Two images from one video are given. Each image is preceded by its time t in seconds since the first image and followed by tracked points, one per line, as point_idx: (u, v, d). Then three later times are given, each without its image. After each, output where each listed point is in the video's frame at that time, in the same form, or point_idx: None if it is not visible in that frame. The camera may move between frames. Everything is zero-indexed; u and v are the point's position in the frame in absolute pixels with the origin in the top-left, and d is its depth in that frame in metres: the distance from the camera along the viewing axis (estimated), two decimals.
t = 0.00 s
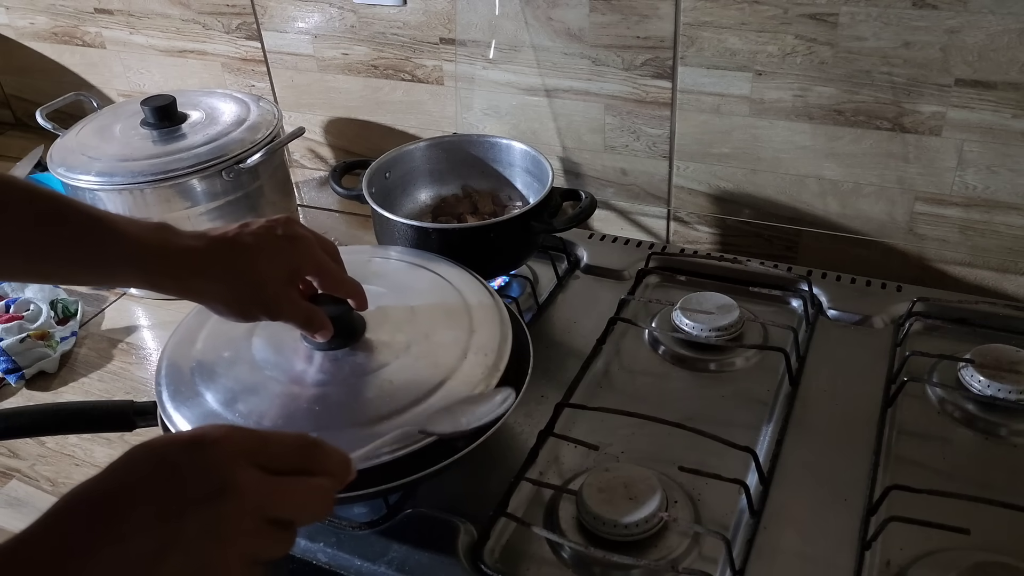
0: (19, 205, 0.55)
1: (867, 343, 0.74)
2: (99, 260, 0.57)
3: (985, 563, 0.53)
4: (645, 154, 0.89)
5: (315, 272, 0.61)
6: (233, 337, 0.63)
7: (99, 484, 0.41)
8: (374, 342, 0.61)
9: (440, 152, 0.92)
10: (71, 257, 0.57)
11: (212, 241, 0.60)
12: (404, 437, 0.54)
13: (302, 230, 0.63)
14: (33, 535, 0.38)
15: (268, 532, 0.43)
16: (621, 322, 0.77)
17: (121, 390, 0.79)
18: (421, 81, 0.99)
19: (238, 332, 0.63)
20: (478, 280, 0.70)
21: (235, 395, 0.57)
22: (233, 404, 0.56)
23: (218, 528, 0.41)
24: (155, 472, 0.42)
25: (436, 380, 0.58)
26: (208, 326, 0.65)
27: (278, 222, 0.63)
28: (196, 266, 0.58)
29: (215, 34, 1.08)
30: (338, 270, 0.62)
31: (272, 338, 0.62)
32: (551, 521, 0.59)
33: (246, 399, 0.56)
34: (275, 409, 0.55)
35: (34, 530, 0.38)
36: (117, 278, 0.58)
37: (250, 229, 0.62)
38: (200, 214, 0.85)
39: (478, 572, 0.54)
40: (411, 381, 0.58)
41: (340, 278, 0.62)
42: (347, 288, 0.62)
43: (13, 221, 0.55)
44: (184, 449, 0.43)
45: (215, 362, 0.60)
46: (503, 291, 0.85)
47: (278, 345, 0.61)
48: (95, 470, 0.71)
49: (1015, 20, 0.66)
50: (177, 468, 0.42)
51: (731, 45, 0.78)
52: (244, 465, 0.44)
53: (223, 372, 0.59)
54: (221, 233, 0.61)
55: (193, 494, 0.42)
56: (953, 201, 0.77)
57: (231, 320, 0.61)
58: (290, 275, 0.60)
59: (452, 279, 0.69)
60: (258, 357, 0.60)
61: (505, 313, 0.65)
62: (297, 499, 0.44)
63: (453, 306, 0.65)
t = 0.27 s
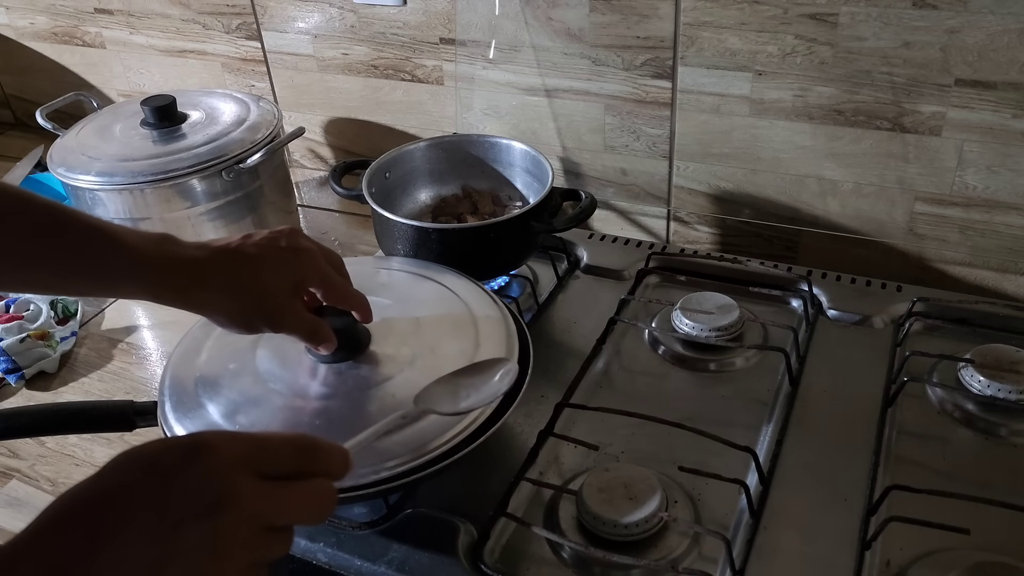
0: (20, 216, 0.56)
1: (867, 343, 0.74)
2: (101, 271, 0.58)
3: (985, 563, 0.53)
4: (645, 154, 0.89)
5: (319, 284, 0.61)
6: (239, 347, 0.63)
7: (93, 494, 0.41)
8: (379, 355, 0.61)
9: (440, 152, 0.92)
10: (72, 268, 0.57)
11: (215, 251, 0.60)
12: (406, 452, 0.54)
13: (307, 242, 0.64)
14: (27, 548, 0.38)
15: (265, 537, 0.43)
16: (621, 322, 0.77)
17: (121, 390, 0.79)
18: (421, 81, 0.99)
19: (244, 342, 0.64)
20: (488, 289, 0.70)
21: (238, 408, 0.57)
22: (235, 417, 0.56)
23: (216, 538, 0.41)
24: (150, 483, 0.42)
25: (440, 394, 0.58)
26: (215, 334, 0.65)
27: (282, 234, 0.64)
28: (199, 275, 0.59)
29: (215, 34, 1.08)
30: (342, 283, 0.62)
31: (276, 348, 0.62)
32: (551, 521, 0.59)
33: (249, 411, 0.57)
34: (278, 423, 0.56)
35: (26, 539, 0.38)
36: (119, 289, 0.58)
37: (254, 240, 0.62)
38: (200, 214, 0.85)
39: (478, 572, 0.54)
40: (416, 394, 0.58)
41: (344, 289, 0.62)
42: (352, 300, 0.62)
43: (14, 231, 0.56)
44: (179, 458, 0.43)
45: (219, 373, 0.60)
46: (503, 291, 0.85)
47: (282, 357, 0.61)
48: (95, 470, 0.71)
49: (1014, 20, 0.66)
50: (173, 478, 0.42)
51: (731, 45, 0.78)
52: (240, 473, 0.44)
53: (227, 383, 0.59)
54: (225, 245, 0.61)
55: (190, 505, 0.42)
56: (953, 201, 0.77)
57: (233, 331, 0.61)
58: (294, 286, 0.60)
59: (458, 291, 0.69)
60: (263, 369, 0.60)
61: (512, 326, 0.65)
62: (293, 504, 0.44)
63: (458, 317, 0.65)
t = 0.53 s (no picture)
0: (27, 230, 0.56)
1: (867, 343, 0.74)
2: (106, 282, 0.58)
3: (985, 563, 0.53)
4: (645, 154, 0.89)
5: (322, 296, 0.62)
6: (241, 355, 0.65)
7: (84, 502, 0.41)
8: (381, 370, 0.62)
9: (440, 152, 0.92)
10: (78, 279, 0.57)
11: (220, 263, 0.61)
12: (404, 461, 0.55)
13: (311, 253, 0.64)
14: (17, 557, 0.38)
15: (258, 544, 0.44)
16: (622, 322, 0.77)
17: (121, 390, 0.79)
18: (421, 81, 0.99)
19: (246, 351, 0.65)
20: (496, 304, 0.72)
21: (237, 414, 0.59)
22: (235, 422, 0.58)
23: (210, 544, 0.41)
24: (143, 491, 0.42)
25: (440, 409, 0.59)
26: (218, 342, 0.67)
27: (287, 245, 0.64)
28: (204, 287, 0.59)
29: (215, 34, 1.08)
30: (346, 295, 0.63)
31: (279, 358, 0.64)
32: (551, 521, 0.59)
33: (248, 417, 0.58)
34: (277, 429, 0.57)
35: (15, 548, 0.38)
36: (123, 301, 0.58)
37: (258, 252, 0.63)
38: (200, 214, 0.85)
39: (478, 572, 0.54)
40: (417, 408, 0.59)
41: (347, 302, 0.63)
42: (355, 312, 0.63)
43: (20, 244, 0.56)
44: (172, 466, 0.43)
45: (221, 380, 0.62)
46: (503, 291, 0.85)
47: (283, 366, 0.63)
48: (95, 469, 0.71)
49: (1015, 20, 0.66)
50: (166, 486, 0.42)
51: (731, 45, 0.78)
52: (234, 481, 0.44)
53: (227, 391, 0.61)
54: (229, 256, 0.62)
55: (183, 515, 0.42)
56: (953, 201, 0.77)
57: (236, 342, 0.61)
58: (297, 298, 0.61)
59: (459, 307, 0.71)
60: (263, 377, 0.62)
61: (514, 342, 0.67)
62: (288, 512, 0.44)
63: (462, 335, 0.67)
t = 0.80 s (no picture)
0: (27, 234, 0.55)
1: (867, 343, 0.74)
2: (111, 288, 0.57)
3: (985, 564, 0.53)
4: (645, 154, 0.89)
5: (327, 299, 0.62)
6: (246, 360, 0.65)
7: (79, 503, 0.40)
8: (385, 371, 0.63)
9: (440, 152, 0.92)
10: (82, 285, 0.56)
11: (225, 268, 0.60)
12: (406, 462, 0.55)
13: (315, 257, 0.64)
14: (7, 559, 0.37)
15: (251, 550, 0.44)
16: (622, 322, 0.77)
17: (121, 390, 0.79)
18: (421, 81, 0.99)
19: (252, 356, 0.66)
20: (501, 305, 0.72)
21: (244, 418, 0.59)
22: (241, 427, 0.58)
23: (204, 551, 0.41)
24: (136, 494, 0.41)
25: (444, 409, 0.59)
26: (223, 347, 0.67)
27: (291, 249, 0.64)
28: (209, 293, 0.58)
29: (216, 34, 1.08)
30: (351, 298, 0.64)
31: (285, 360, 0.64)
32: (551, 520, 0.59)
33: (255, 421, 0.59)
34: (284, 432, 0.57)
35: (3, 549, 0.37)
36: (128, 306, 0.58)
37: (261, 257, 0.62)
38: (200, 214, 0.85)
39: (478, 572, 0.54)
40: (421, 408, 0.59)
41: (352, 305, 0.63)
42: (360, 316, 0.63)
43: (19, 248, 0.54)
44: (168, 470, 0.43)
45: (227, 385, 0.62)
46: (503, 291, 0.85)
47: (289, 370, 0.63)
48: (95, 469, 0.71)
49: (1014, 20, 0.66)
50: (160, 491, 0.42)
51: (731, 45, 0.78)
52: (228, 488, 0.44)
53: (234, 396, 0.61)
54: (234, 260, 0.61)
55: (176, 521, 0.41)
56: (953, 201, 0.77)
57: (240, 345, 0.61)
58: (303, 302, 0.61)
59: (463, 308, 0.71)
60: (269, 381, 0.62)
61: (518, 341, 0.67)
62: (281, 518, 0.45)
63: (466, 336, 0.67)
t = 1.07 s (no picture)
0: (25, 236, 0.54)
1: (867, 343, 0.74)
2: (111, 290, 0.56)
3: (985, 564, 0.53)
4: (645, 154, 0.89)
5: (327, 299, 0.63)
6: (246, 360, 0.65)
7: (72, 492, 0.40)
8: (386, 371, 0.63)
9: (440, 152, 0.92)
10: (82, 288, 0.56)
11: (225, 268, 0.60)
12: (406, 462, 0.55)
13: (313, 256, 0.64)
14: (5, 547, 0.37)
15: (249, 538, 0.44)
16: (622, 322, 0.77)
17: (121, 390, 0.79)
18: (421, 81, 0.99)
19: (251, 355, 0.66)
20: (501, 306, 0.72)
21: (244, 419, 0.59)
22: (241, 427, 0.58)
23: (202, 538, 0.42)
24: (135, 483, 0.42)
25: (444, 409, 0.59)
26: (223, 347, 0.67)
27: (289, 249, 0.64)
28: (210, 293, 0.58)
29: (216, 34, 1.08)
30: (350, 297, 0.64)
31: (285, 360, 0.64)
32: (551, 520, 0.59)
33: (254, 422, 0.59)
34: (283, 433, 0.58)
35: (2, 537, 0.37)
36: (128, 308, 0.57)
37: (260, 257, 0.62)
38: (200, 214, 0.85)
39: (478, 572, 0.54)
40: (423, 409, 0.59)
41: (351, 304, 0.64)
42: (361, 315, 0.64)
43: (18, 250, 0.54)
44: (164, 459, 0.43)
45: (227, 385, 0.63)
46: (503, 291, 0.85)
47: (289, 370, 0.63)
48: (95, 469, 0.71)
49: (1015, 19, 0.66)
50: (157, 479, 0.42)
51: (731, 45, 0.78)
52: (225, 476, 0.44)
53: (234, 396, 0.61)
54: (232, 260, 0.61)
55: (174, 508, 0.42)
56: (953, 201, 0.77)
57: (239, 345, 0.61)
58: (303, 303, 0.61)
59: (464, 308, 0.71)
60: (269, 381, 0.62)
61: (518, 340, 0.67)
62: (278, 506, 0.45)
63: (467, 335, 0.67)
